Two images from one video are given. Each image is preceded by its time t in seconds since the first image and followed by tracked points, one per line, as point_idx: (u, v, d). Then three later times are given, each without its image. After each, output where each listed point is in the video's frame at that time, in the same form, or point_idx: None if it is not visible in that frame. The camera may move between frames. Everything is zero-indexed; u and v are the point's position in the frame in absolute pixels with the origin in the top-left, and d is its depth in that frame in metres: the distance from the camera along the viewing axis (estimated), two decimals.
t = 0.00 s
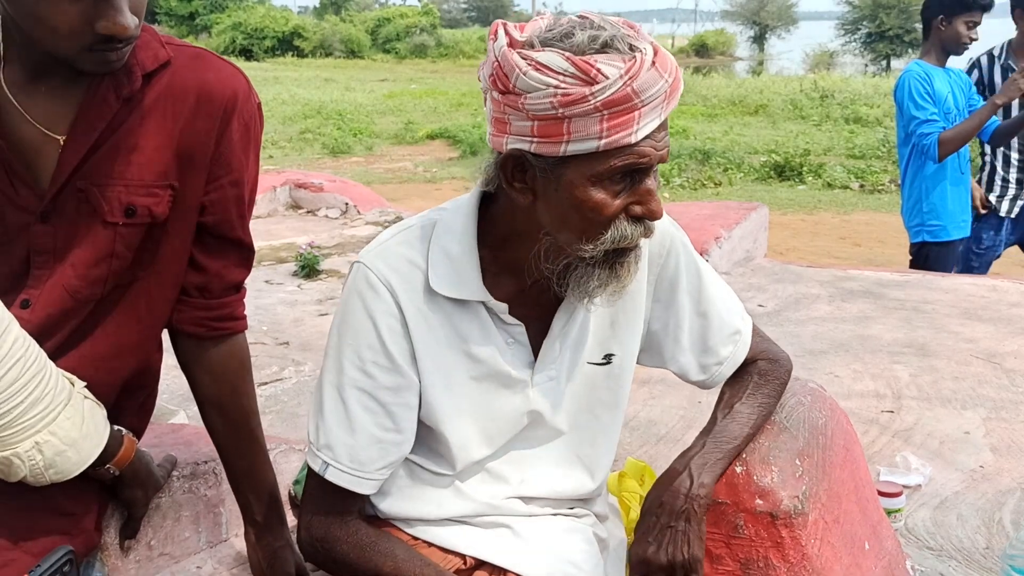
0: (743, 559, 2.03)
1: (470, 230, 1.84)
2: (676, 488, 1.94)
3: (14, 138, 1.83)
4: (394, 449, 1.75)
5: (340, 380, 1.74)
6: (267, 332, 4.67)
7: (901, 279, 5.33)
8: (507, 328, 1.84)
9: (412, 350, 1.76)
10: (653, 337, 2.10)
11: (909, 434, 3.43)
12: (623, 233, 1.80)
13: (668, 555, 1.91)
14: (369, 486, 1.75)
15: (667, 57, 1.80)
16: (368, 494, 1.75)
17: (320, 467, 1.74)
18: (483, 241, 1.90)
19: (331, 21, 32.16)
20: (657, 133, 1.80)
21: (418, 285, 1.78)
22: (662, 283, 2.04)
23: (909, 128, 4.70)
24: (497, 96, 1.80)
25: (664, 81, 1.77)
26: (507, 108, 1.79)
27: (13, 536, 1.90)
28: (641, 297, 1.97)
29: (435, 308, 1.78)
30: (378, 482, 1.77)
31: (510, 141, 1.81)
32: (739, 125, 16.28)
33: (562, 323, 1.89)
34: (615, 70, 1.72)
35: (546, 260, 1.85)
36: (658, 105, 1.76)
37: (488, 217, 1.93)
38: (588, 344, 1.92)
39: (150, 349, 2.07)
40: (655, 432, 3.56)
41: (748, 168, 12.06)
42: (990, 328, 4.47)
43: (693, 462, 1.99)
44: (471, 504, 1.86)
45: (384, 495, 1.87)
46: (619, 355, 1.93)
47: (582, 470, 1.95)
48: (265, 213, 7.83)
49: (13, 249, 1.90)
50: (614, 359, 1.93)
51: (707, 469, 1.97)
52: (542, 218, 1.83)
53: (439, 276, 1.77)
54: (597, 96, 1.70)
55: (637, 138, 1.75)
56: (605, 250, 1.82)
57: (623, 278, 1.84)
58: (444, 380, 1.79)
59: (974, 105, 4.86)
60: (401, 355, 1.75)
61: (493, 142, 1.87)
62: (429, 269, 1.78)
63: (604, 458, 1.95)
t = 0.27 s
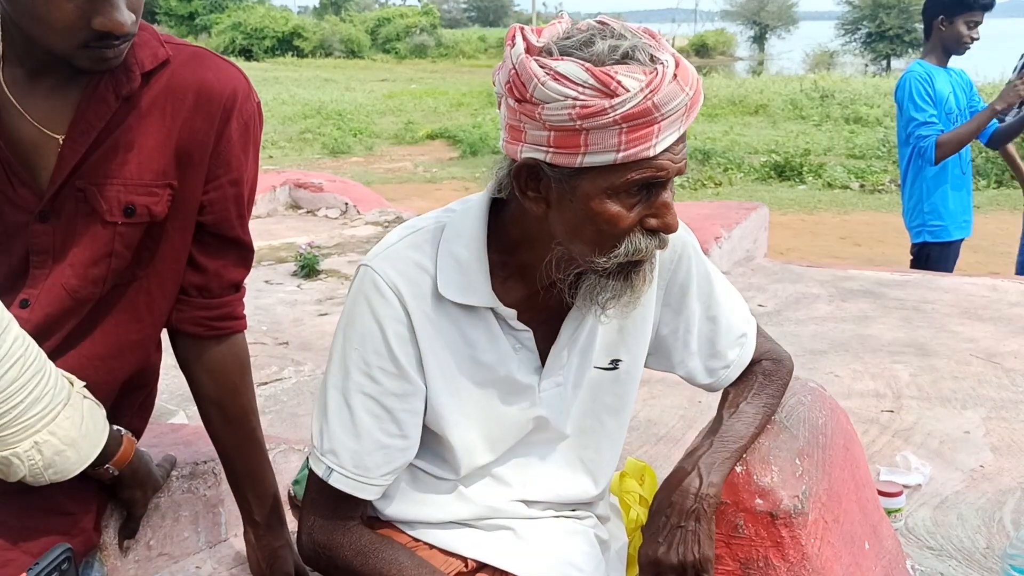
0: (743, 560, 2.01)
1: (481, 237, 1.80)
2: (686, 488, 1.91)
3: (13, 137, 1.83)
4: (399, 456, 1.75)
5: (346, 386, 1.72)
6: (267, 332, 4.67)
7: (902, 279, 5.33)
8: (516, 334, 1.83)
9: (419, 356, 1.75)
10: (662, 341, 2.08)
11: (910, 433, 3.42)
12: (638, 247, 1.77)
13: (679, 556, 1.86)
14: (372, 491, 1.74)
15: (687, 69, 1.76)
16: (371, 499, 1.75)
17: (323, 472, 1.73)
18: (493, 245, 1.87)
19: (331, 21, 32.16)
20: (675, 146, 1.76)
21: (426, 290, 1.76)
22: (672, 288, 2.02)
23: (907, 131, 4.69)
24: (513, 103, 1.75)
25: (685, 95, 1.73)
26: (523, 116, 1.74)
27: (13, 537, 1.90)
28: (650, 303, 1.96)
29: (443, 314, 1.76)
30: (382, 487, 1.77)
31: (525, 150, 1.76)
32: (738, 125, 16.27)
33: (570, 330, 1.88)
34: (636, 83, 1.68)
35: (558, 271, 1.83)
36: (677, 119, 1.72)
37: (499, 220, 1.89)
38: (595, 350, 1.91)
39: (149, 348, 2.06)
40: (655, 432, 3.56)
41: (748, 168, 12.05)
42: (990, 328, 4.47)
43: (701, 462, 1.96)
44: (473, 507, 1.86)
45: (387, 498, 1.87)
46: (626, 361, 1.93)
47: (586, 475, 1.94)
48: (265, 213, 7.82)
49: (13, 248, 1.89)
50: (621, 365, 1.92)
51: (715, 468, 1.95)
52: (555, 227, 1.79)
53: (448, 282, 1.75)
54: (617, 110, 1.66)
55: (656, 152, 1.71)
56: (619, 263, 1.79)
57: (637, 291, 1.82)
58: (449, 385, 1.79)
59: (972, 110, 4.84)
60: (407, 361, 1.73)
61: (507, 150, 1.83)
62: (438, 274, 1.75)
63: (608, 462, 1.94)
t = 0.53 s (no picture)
0: (741, 558, 2.02)
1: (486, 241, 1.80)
2: (686, 487, 1.90)
3: (10, 137, 1.83)
4: (398, 459, 1.74)
5: (346, 388, 1.72)
6: (266, 332, 4.67)
7: (901, 279, 5.33)
8: (517, 338, 1.83)
9: (420, 360, 1.74)
10: (665, 346, 2.07)
11: (908, 433, 3.42)
12: (649, 253, 1.77)
13: (679, 555, 1.84)
14: (370, 494, 1.74)
15: (699, 72, 1.75)
16: (368, 501, 1.75)
17: (322, 474, 1.73)
18: (497, 247, 1.86)
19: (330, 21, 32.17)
20: (686, 151, 1.75)
21: (427, 293, 1.75)
22: (677, 293, 2.01)
23: (905, 134, 4.69)
24: (523, 107, 1.74)
25: (697, 98, 1.72)
26: (533, 120, 1.73)
27: (10, 536, 1.91)
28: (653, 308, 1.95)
29: (444, 317, 1.76)
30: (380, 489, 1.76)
31: (534, 154, 1.75)
32: (738, 125, 16.27)
33: (572, 334, 1.88)
34: (648, 86, 1.67)
35: (568, 277, 1.83)
36: (689, 123, 1.72)
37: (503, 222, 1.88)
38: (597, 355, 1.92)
39: (147, 348, 2.07)
40: (653, 431, 3.56)
41: (748, 168, 12.05)
42: (989, 327, 4.48)
43: (701, 461, 1.96)
44: (473, 509, 1.85)
45: (387, 500, 1.86)
46: (627, 365, 1.94)
47: (585, 478, 1.95)
48: (264, 213, 7.82)
49: (11, 248, 1.90)
50: (622, 370, 1.94)
51: (715, 468, 1.94)
52: (564, 232, 1.79)
53: (451, 286, 1.74)
54: (629, 113, 1.65)
55: (668, 156, 1.70)
56: (631, 270, 1.78)
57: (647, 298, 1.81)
58: (451, 389, 1.78)
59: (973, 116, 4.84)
60: (408, 365, 1.73)
61: (515, 154, 1.81)
62: (441, 278, 1.75)
63: (607, 465, 1.95)
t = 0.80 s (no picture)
0: (735, 557, 2.03)
1: (485, 240, 1.80)
2: (681, 486, 1.90)
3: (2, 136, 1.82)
4: (394, 458, 1.74)
5: (343, 387, 1.72)
6: (261, 332, 4.66)
7: (896, 278, 5.34)
8: (515, 338, 1.83)
9: (417, 359, 1.74)
10: (661, 345, 2.07)
11: (902, 432, 3.43)
12: (653, 254, 1.78)
13: (674, 554, 1.85)
14: (366, 493, 1.74)
15: (712, 76, 1.77)
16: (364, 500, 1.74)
17: (318, 473, 1.73)
18: (497, 246, 1.86)
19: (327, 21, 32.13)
20: (695, 154, 1.77)
21: (425, 292, 1.75)
22: (673, 292, 2.01)
23: (906, 135, 4.68)
24: (534, 99, 1.75)
25: (709, 101, 1.74)
26: (544, 113, 1.74)
27: (3, 536, 1.90)
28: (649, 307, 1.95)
29: (442, 317, 1.76)
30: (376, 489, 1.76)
31: (543, 148, 1.76)
32: (735, 125, 16.28)
33: (569, 333, 1.88)
34: (662, 86, 1.69)
35: (568, 274, 1.82)
36: (700, 125, 1.74)
37: (504, 221, 1.88)
38: (592, 354, 1.92)
39: (140, 347, 2.06)
40: (648, 431, 3.56)
41: (744, 167, 12.06)
42: (983, 327, 4.48)
43: (696, 460, 1.95)
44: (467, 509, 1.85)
45: (382, 500, 1.86)
46: (623, 365, 1.93)
47: (580, 478, 1.95)
48: (260, 213, 7.81)
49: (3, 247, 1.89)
50: (618, 369, 1.93)
51: (711, 466, 1.94)
52: (566, 231, 1.79)
53: (449, 285, 1.74)
54: (642, 111, 1.67)
55: (678, 156, 1.72)
56: (634, 270, 1.79)
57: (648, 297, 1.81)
58: (448, 389, 1.78)
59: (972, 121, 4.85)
60: (406, 364, 1.72)
61: (522, 148, 1.83)
62: (439, 277, 1.75)
63: (602, 465, 1.95)
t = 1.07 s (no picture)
0: (731, 558, 2.03)
1: (481, 239, 1.80)
2: (678, 487, 1.91)
3: None
4: (391, 457, 1.74)
5: (339, 386, 1.72)
6: (256, 332, 4.66)
7: (891, 279, 5.35)
8: (512, 337, 1.83)
9: (414, 358, 1.74)
10: (657, 345, 2.07)
11: (898, 433, 3.43)
12: (649, 250, 1.78)
13: (672, 555, 1.85)
14: (362, 492, 1.74)
15: (708, 74, 1.78)
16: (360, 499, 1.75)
17: (314, 471, 1.73)
18: (494, 246, 1.86)
19: (322, 21, 32.11)
20: (691, 150, 1.78)
21: (421, 291, 1.75)
22: (668, 292, 2.02)
23: (911, 138, 4.66)
24: (532, 96, 1.76)
25: (705, 99, 1.75)
26: (541, 110, 1.75)
27: None
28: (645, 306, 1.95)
29: (439, 315, 1.76)
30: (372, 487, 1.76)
31: (540, 146, 1.77)
32: (730, 125, 16.31)
33: (566, 332, 1.87)
34: (659, 82, 1.69)
35: (563, 271, 1.82)
36: (697, 122, 1.75)
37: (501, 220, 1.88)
38: (589, 353, 1.91)
39: (136, 348, 2.06)
40: (644, 431, 3.57)
41: (739, 168, 12.07)
42: (978, 327, 4.49)
43: (693, 461, 1.95)
44: (463, 508, 1.85)
45: (377, 500, 1.86)
46: (619, 364, 1.94)
47: (576, 477, 1.94)
48: (255, 213, 7.80)
49: None
50: (614, 368, 1.93)
51: (708, 468, 1.94)
52: (562, 228, 1.79)
53: (446, 284, 1.75)
54: (641, 106, 1.67)
55: (675, 153, 1.73)
56: (629, 266, 1.79)
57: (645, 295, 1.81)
58: (444, 388, 1.78)
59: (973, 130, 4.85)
60: (402, 363, 1.73)
61: (518, 146, 1.83)
62: (437, 275, 1.75)
63: (598, 465, 1.95)
